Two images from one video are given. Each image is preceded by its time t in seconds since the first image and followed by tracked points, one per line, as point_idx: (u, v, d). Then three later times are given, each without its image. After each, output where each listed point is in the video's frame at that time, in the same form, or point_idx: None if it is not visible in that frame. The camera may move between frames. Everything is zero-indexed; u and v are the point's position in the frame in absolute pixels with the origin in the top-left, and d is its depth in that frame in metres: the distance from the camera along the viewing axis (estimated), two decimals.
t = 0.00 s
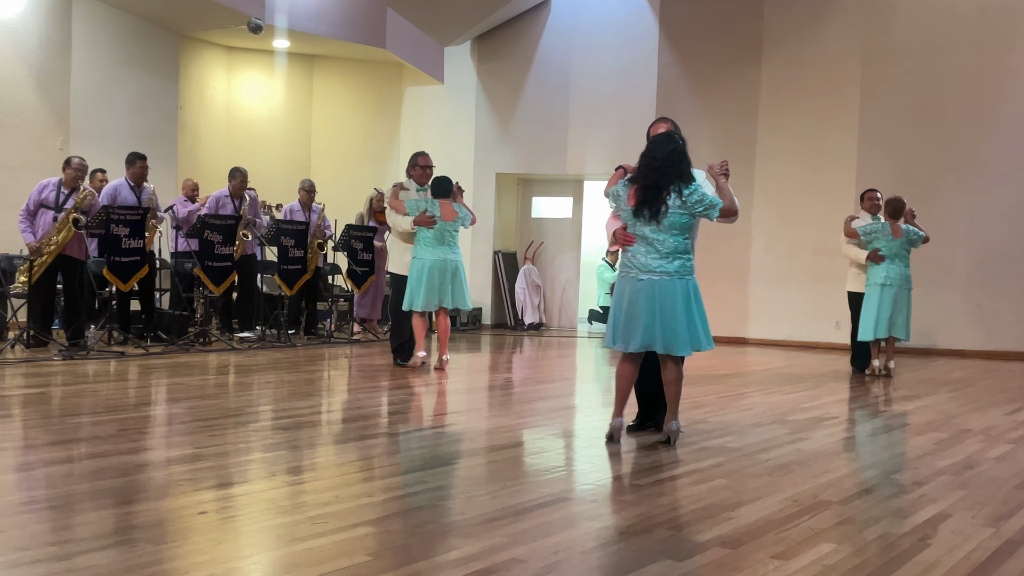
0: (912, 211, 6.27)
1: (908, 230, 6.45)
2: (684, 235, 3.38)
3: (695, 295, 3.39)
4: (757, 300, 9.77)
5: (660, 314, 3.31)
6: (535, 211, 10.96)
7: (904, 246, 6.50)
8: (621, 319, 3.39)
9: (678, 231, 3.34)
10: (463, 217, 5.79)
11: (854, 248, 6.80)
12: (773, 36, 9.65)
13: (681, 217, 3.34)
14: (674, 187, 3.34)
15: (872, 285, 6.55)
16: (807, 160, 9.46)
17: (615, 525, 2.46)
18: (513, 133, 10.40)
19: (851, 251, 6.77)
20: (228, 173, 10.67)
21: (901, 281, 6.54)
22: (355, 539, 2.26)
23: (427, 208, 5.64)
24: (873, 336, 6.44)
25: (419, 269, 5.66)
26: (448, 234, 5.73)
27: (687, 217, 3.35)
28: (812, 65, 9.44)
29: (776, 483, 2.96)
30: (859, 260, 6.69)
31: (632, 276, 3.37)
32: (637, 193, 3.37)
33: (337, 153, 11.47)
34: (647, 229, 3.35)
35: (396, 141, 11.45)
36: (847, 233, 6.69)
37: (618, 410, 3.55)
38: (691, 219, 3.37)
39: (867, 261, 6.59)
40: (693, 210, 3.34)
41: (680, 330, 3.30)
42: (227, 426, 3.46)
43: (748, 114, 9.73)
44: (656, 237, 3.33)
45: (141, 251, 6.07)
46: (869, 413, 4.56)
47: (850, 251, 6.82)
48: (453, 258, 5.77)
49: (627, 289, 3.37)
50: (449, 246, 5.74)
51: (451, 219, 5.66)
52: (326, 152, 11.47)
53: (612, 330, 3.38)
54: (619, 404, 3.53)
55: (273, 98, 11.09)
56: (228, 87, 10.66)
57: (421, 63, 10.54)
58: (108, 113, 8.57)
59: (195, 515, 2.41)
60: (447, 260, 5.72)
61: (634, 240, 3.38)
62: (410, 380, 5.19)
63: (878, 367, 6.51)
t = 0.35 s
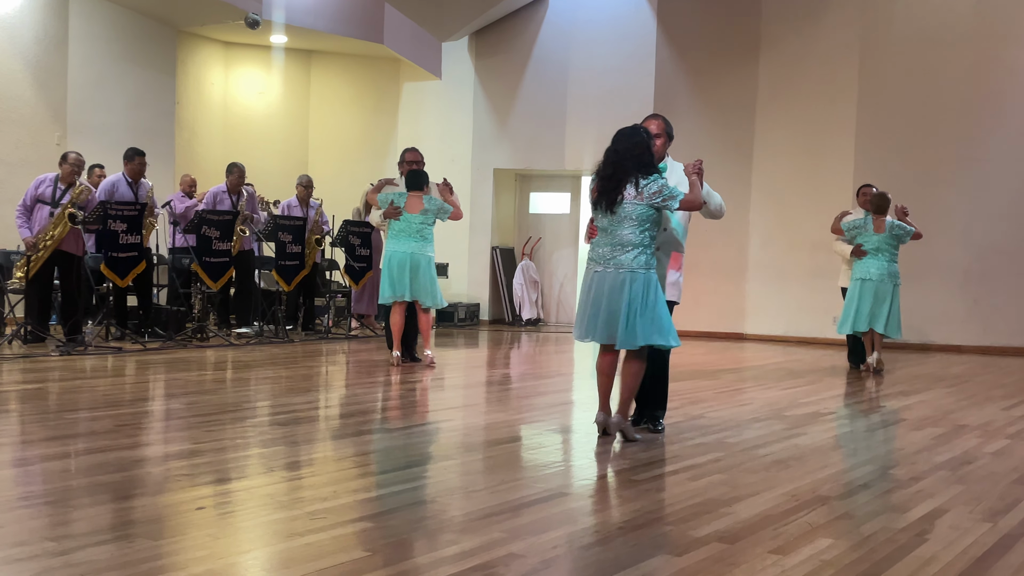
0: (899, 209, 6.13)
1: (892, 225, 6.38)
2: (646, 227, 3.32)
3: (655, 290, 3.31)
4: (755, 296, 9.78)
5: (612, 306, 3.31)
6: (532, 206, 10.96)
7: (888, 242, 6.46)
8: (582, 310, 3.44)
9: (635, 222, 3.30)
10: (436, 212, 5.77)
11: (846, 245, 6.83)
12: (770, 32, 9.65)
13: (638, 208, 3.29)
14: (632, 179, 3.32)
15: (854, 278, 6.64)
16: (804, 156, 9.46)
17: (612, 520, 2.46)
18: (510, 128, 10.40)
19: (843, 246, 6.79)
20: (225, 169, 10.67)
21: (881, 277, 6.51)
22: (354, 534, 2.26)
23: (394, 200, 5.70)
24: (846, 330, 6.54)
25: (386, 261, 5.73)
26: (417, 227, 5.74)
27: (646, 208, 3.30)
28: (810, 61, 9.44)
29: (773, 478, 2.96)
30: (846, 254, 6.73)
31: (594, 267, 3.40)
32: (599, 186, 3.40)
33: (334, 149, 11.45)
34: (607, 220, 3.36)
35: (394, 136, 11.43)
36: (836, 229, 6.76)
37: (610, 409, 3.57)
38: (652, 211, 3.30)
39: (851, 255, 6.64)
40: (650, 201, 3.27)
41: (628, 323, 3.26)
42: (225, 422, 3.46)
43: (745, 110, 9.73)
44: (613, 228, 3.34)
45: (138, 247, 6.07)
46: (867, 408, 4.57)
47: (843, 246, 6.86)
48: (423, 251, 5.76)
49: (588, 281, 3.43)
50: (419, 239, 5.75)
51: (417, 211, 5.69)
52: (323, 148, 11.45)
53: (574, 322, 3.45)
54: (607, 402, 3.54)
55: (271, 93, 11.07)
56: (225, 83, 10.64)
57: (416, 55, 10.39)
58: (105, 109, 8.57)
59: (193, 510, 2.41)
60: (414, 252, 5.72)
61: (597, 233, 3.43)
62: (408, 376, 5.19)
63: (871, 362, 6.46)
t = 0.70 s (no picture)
0: (900, 204, 6.15)
1: (886, 221, 6.35)
2: (628, 225, 3.26)
3: (632, 288, 3.28)
4: (754, 292, 9.79)
5: (591, 304, 3.26)
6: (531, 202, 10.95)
7: (883, 237, 6.43)
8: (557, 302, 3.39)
9: (616, 219, 3.24)
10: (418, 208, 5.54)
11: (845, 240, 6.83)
12: (769, 28, 9.64)
13: (619, 205, 3.23)
14: (614, 175, 3.25)
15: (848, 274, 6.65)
16: (803, 152, 9.46)
17: (610, 516, 2.46)
18: (509, 124, 10.40)
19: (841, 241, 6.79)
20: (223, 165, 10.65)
21: (874, 273, 6.49)
22: (352, 529, 2.27)
23: (376, 197, 5.61)
24: (840, 326, 6.54)
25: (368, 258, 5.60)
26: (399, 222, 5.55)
27: (627, 205, 3.23)
28: (808, 57, 9.44)
29: (771, 473, 2.97)
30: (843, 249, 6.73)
31: (572, 261, 3.34)
32: (582, 180, 3.33)
33: (333, 146, 11.42)
34: (588, 215, 3.30)
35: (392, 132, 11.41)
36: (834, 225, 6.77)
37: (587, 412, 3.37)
38: (634, 208, 3.24)
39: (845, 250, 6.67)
40: (632, 198, 3.22)
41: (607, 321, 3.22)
42: (224, 417, 3.46)
43: (744, 106, 9.73)
44: (595, 224, 3.28)
45: (136, 243, 6.06)
46: (866, 403, 4.57)
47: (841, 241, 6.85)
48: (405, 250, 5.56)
49: (567, 275, 3.36)
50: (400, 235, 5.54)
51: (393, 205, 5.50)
52: (321, 144, 11.43)
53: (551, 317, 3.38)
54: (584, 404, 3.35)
55: (268, 89, 11.04)
56: (223, 78, 10.63)
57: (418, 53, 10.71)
58: (104, 105, 8.56)
59: (192, 506, 2.41)
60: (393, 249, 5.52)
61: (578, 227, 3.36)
62: (406, 371, 5.19)
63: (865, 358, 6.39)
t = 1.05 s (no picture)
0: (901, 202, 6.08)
1: (880, 217, 6.31)
2: (614, 221, 3.24)
3: (622, 285, 3.26)
4: (753, 290, 9.79)
5: (581, 302, 3.23)
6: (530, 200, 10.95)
7: (878, 235, 6.40)
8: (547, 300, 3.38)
9: (602, 216, 3.21)
10: (399, 201, 5.44)
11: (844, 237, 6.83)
12: (768, 25, 9.64)
13: (605, 202, 3.21)
14: (600, 171, 3.22)
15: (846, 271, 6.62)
16: (802, 150, 9.45)
17: (610, 512, 2.46)
18: (507, 122, 10.40)
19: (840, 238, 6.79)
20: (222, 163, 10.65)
21: (871, 271, 6.44)
22: (353, 526, 2.27)
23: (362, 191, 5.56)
24: (842, 326, 6.50)
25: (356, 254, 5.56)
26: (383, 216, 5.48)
27: (613, 202, 3.21)
28: (806, 54, 9.44)
29: (771, 470, 2.96)
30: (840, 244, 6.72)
31: (560, 259, 3.33)
32: (569, 177, 3.31)
33: (332, 144, 11.42)
34: (575, 212, 3.27)
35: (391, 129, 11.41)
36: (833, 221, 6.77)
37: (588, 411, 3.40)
38: (620, 204, 3.21)
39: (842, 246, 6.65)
40: (617, 194, 3.17)
41: (598, 319, 3.19)
42: (224, 414, 3.46)
43: (743, 103, 9.73)
44: (581, 221, 3.25)
45: (135, 241, 6.06)
46: (865, 400, 4.57)
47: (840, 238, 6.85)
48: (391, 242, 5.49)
49: (556, 274, 3.33)
50: (384, 229, 5.46)
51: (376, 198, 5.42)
52: (320, 142, 11.42)
53: (543, 317, 3.35)
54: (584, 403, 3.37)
55: (267, 86, 11.03)
56: (221, 76, 10.62)
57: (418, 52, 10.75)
58: (102, 103, 8.55)
59: (191, 504, 2.41)
60: (376, 242, 5.45)
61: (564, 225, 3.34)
62: (406, 369, 5.19)
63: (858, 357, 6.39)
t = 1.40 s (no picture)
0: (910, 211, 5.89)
1: (871, 215, 6.17)
2: (599, 218, 3.24)
3: (609, 281, 3.27)
4: (752, 288, 9.80)
5: (570, 300, 3.21)
6: (528, 198, 10.95)
7: (868, 233, 6.24)
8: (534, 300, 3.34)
9: (587, 213, 3.21)
10: (381, 200, 5.41)
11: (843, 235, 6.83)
12: (767, 22, 9.63)
13: (589, 198, 3.21)
14: (582, 167, 3.22)
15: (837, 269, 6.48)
16: (801, 147, 9.45)
17: (609, 510, 2.47)
18: (506, 120, 10.41)
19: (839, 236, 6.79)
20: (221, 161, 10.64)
21: (862, 270, 6.31)
22: (352, 525, 2.27)
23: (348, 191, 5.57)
24: (831, 325, 6.36)
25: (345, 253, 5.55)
26: (367, 214, 5.47)
27: (597, 197, 3.21)
28: (804, 51, 9.44)
29: (769, 468, 2.97)
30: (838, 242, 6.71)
31: (546, 257, 3.30)
32: (551, 174, 3.29)
33: (330, 142, 11.41)
34: (561, 210, 3.26)
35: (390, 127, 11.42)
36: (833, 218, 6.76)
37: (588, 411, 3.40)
38: (604, 200, 3.21)
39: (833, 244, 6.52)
40: (601, 190, 3.18)
41: (588, 316, 3.18)
42: (223, 413, 3.46)
43: (741, 101, 9.73)
44: (565, 219, 3.25)
45: (134, 238, 6.07)
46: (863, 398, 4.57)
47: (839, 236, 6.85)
48: (375, 241, 5.48)
49: (542, 273, 3.31)
50: (367, 227, 5.46)
51: (358, 196, 5.42)
52: (318, 140, 11.42)
53: (530, 319, 3.31)
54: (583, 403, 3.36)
55: (266, 84, 11.03)
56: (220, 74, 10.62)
57: (413, 48, 10.31)
58: (101, 102, 8.55)
59: (190, 501, 2.41)
60: (358, 240, 5.44)
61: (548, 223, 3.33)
62: (404, 367, 5.19)
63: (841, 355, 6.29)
